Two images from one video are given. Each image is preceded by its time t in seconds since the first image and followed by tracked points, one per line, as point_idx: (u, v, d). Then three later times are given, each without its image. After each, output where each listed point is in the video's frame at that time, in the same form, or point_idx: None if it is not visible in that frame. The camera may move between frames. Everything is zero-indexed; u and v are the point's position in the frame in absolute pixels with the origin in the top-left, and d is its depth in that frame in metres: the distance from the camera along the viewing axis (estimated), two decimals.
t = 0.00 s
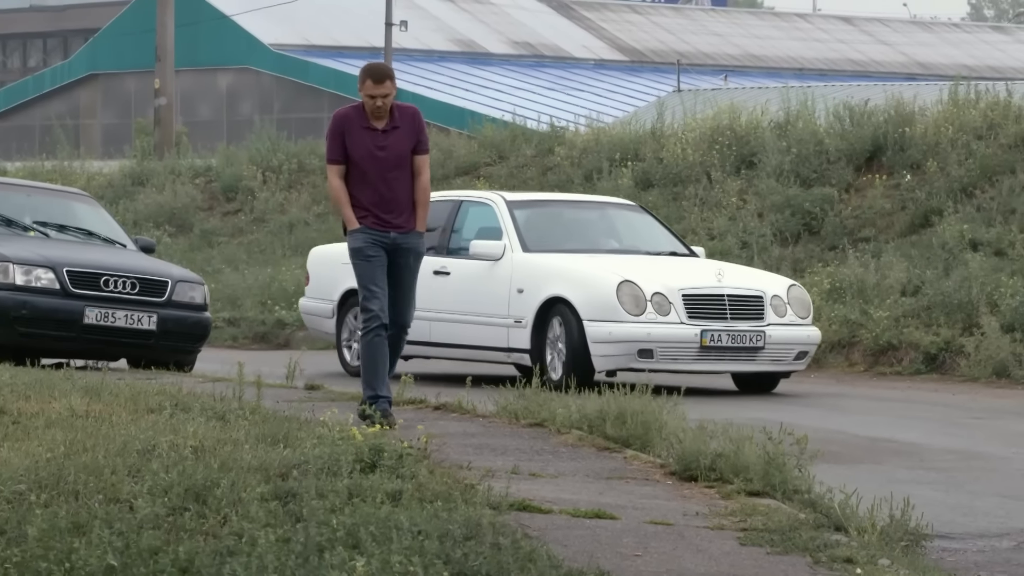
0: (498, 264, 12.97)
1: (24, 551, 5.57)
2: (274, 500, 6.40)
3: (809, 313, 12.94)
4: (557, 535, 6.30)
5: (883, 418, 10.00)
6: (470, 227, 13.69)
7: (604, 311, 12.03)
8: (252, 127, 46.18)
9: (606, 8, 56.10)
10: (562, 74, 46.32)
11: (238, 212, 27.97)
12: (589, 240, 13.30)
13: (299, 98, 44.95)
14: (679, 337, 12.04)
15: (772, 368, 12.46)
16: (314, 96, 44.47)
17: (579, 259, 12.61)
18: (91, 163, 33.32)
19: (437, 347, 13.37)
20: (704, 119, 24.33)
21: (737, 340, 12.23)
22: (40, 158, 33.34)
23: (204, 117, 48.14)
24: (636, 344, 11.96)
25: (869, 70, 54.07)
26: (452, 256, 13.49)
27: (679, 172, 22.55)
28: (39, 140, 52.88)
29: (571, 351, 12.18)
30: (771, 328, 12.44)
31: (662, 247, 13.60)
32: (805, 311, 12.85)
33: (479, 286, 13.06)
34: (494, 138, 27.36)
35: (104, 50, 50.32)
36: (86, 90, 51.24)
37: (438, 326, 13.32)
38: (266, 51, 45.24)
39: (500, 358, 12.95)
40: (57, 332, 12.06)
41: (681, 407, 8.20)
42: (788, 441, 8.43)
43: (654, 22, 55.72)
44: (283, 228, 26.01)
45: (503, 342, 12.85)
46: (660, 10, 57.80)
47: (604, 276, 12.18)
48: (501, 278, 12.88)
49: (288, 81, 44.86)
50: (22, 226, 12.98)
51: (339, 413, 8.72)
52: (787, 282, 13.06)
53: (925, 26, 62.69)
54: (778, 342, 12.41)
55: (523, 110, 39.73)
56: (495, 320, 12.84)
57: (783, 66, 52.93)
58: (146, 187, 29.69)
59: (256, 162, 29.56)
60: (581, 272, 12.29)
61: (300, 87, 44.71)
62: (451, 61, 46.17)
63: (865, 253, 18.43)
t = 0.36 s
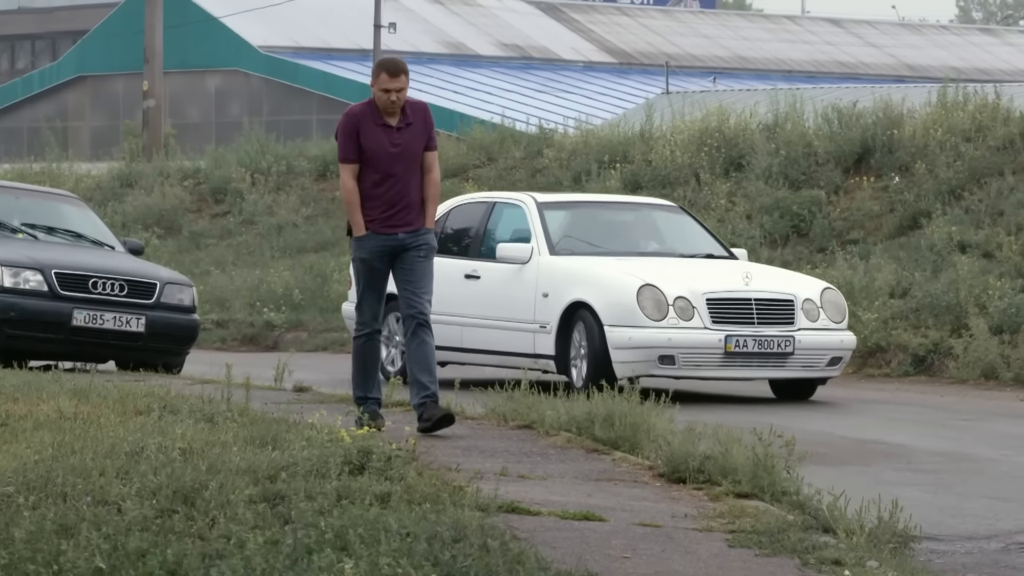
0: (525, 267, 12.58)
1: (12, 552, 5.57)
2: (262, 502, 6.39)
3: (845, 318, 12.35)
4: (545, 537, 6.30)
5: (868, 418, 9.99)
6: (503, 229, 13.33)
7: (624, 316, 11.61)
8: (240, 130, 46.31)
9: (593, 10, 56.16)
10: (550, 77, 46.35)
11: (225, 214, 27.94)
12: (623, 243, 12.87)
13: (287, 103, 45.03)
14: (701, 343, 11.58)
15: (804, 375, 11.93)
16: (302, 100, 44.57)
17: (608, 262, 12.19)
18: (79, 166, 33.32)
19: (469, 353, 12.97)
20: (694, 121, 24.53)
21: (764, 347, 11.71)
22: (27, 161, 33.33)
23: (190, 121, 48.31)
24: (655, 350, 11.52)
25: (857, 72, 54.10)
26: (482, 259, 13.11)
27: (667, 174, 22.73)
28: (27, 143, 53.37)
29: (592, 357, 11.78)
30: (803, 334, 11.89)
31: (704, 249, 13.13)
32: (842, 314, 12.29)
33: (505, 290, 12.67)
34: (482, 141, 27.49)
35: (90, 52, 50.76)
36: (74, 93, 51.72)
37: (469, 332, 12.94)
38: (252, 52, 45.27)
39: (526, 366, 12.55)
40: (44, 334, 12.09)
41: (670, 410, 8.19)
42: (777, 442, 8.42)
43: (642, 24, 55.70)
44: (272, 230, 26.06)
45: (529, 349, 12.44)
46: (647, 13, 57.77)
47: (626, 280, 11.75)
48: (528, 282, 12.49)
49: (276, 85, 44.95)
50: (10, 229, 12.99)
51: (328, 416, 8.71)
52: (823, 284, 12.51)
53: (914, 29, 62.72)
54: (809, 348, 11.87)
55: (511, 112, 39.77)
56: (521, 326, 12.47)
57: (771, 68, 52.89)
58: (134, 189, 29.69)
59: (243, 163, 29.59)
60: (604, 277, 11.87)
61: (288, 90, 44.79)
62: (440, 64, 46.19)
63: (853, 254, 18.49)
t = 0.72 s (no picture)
0: (543, 272, 12.33)
1: None
2: (245, 506, 6.38)
3: (871, 322, 11.86)
4: (528, 539, 6.30)
5: (845, 423, 10.00)
6: (527, 233, 13.04)
7: (635, 321, 11.29)
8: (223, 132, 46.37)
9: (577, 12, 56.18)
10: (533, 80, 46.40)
11: (209, 217, 27.91)
12: (648, 246, 12.53)
13: (269, 104, 45.00)
14: (715, 351, 11.21)
15: (827, 382, 11.51)
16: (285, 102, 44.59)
17: (628, 267, 11.89)
18: (62, 168, 33.29)
19: (492, 362, 12.76)
20: (677, 124, 24.71)
21: (782, 353, 11.30)
22: (10, 164, 33.29)
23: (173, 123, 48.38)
24: (666, 357, 11.17)
25: (839, 75, 54.18)
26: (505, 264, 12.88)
27: (651, 177, 22.86)
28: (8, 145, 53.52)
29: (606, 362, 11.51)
30: (824, 340, 11.46)
31: (736, 253, 12.76)
32: (867, 318, 11.82)
33: (525, 297, 12.43)
34: (466, 143, 27.59)
35: (73, 55, 50.96)
36: (57, 95, 51.91)
37: (492, 339, 12.71)
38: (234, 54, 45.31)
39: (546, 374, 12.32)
40: (27, 337, 12.25)
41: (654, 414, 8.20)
42: (759, 446, 8.44)
43: (625, 27, 55.70)
44: (255, 233, 26.09)
45: (547, 357, 12.24)
46: (631, 15, 57.73)
47: (639, 285, 11.42)
48: (547, 288, 12.23)
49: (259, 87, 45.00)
50: None
51: (311, 419, 8.72)
52: (850, 287, 12.05)
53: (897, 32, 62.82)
54: (829, 355, 11.45)
55: (493, 115, 39.82)
56: (540, 333, 12.24)
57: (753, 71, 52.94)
58: (116, 192, 29.65)
59: (226, 166, 29.58)
60: (618, 281, 11.56)
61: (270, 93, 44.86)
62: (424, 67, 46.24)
63: (837, 258, 18.57)
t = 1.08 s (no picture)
0: (563, 277, 11.85)
1: None
2: (228, 511, 6.38)
3: (898, 331, 11.36)
4: (511, 544, 6.29)
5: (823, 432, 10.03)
6: (553, 237, 12.55)
7: (645, 328, 10.83)
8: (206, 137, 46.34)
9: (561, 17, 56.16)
10: (517, 85, 46.42)
11: (192, 222, 27.90)
12: (677, 253, 12.01)
13: (254, 108, 44.94)
14: (730, 361, 10.74)
15: (849, 395, 11.01)
16: (269, 106, 44.52)
17: (650, 273, 11.40)
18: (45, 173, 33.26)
19: (516, 370, 12.27)
20: (660, 129, 24.86)
21: (801, 363, 10.82)
22: None
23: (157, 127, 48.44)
24: (675, 366, 10.71)
25: (823, 80, 54.18)
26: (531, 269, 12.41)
27: (634, 182, 22.91)
28: None
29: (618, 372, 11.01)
30: (848, 350, 10.97)
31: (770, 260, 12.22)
32: (895, 327, 11.31)
33: (546, 303, 11.95)
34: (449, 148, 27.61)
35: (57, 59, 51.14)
36: (40, 99, 52.05)
37: (517, 347, 12.24)
38: (218, 60, 45.33)
39: (567, 384, 11.82)
40: (9, 343, 12.30)
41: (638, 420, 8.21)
42: (743, 451, 8.46)
43: (608, 31, 55.69)
44: (238, 238, 26.10)
45: (566, 365, 11.73)
46: (614, 20, 57.72)
47: (653, 290, 10.96)
48: (566, 293, 11.75)
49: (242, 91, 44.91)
50: None
51: (294, 423, 8.72)
52: (878, 295, 11.53)
53: (879, 37, 62.87)
54: (852, 366, 10.95)
55: (477, 120, 39.88)
56: (558, 341, 11.76)
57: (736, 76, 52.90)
58: (99, 197, 29.61)
59: (210, 171, 29.57)
60: (633, 287, 11.09)
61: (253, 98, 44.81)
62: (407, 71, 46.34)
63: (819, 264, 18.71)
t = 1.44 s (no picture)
0: (583, 284, 11.18)
1: None
2: (209, 517, 6.37)
3: (930, 341, 10.64)
4: (492, 550, 6.29)
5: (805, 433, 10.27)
6: (578, 242, 11.86)
7: (656, 340, 10.17)
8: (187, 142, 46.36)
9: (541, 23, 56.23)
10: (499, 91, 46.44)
11: (172, 228, 27.83)
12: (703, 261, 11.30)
13: (235, 115, 45.01)
14: (745, 374, 10.05)
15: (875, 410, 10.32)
16: (250, 113, 44.57)
17: (671, 281, 10.71)
18: (26, 178, 33.22)
19: (542, 382, 11.57)
20: (641, 135, 24.98)
21: (820, 377, 10.13)
22: None
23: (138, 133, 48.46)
24: (685, 381, 10.05)
25: (804, 86, 54.23)
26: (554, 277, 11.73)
27: (616, 187, 23.07)
28: None
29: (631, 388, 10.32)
30: (873, 363, 10.28)
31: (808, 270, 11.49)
32: (926, 337, 10.61)
33: (567, 312, 11.27)
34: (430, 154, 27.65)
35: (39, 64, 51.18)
36: (21, 105, 52.08)
37: (540, 358, 11.56)
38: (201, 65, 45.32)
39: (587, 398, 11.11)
40: None
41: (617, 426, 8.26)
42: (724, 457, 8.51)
43: (589, 37, 55.70)
44: (219, 244, 26.10)
45: (584, 377, 11.05)
46: (595, 26, 57.73)
47: (666, 298, 10.30)
48: (584, 302, 11.08)
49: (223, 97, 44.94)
50: None
51: (275, 429, 8.73)
52: (911, 303, 10.82)
53: (860, 42, 62.92)
54: (877, 379, 10.24)
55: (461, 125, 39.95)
56: (575, 352, 11.09)
57: (718, 82, 52.87)
58: (80, 203, 29.58)
59: (190, 177, 29.56)
60: (648, 295, 10.41)
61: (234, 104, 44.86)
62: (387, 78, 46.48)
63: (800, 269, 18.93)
